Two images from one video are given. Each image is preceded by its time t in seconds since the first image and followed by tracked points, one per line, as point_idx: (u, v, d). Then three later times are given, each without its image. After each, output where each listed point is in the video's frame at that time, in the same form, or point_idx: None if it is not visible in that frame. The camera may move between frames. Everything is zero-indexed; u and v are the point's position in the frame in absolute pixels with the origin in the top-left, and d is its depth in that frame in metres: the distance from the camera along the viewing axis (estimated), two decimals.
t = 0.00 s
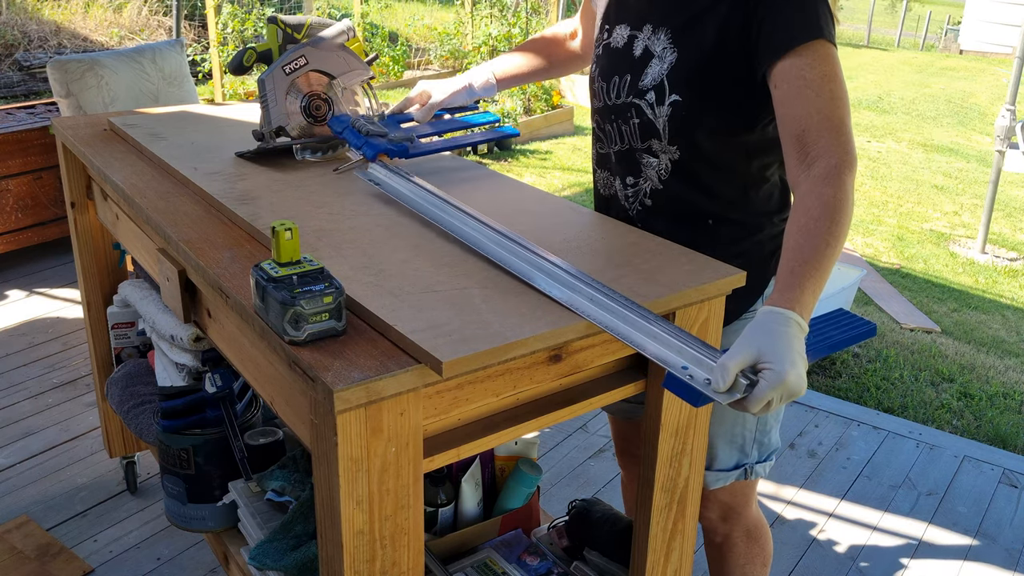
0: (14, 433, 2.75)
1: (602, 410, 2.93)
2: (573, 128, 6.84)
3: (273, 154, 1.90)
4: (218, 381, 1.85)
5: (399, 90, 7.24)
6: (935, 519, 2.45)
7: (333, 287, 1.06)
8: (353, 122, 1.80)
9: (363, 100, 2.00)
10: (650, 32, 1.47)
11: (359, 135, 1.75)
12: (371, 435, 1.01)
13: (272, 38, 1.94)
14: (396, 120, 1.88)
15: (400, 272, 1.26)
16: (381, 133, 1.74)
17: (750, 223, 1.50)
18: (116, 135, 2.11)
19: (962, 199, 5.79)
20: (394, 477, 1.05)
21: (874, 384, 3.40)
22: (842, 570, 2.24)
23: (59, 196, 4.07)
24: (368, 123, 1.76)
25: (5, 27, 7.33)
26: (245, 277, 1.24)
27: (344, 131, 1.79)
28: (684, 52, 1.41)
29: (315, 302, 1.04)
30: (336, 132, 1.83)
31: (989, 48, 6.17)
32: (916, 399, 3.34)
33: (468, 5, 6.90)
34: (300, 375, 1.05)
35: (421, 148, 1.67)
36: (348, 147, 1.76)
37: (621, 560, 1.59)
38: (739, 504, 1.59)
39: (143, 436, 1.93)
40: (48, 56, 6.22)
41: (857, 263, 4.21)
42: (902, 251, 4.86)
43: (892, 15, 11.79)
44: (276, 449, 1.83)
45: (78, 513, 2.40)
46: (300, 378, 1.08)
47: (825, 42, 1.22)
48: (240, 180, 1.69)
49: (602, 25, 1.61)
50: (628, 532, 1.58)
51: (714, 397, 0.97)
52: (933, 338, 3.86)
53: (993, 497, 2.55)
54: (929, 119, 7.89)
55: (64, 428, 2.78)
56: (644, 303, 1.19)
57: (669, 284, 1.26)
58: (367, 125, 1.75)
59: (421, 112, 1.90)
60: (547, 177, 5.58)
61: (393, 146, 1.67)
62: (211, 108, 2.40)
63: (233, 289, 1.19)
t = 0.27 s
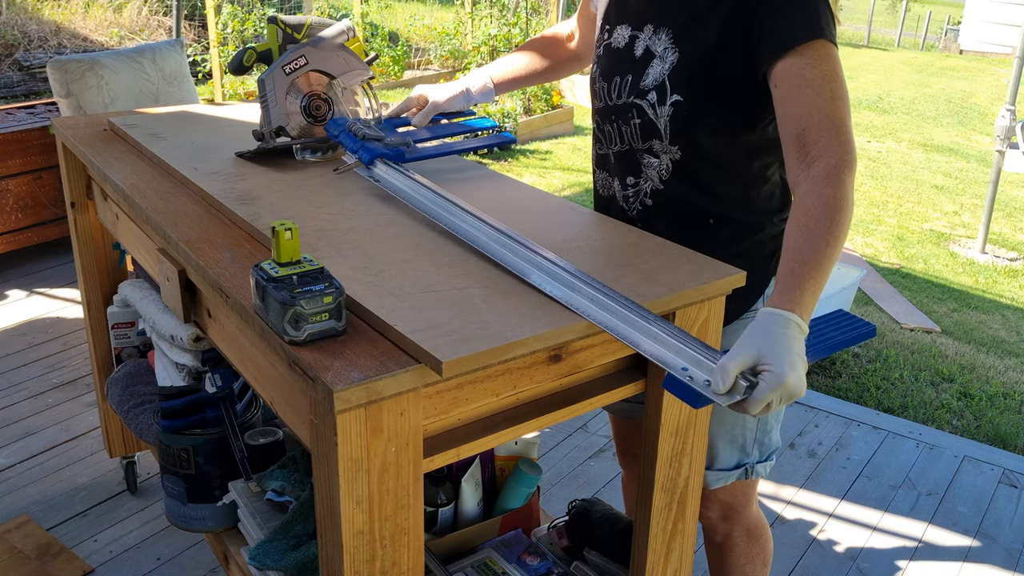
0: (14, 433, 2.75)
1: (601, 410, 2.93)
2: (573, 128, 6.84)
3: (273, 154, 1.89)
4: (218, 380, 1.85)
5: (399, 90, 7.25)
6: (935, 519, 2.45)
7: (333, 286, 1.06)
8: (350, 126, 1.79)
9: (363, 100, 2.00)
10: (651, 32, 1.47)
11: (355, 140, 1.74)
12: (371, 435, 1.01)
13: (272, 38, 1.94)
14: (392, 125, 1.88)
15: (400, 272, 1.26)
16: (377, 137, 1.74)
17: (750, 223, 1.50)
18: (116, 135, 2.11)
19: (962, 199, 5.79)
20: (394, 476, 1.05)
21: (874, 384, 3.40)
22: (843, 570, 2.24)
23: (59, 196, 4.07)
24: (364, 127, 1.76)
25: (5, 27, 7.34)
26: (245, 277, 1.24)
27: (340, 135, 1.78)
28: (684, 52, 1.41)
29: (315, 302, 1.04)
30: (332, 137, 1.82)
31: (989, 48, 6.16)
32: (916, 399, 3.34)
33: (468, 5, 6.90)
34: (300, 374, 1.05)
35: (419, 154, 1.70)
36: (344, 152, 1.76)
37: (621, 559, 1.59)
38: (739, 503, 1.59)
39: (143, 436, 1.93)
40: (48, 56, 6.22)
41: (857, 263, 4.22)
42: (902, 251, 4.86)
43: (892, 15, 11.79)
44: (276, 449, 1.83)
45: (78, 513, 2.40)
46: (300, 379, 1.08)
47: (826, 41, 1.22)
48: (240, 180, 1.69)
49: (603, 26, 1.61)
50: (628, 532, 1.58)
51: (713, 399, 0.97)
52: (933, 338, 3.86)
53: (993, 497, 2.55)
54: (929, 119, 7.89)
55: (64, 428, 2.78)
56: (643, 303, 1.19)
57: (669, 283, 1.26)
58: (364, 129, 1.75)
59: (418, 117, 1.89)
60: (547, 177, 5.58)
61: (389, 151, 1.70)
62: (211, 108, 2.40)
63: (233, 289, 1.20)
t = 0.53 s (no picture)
0: (13, 433, 2.75)
1: (601, 410, 2.93)
2: (573, 128, 6.84)
3: (272, 154, 1.89)
4: (218, 381, 1.85)
5: (399, 90, 7.24)
6: (935, 519, 2.45)
7: (333, 287, 1.06)
8: (352, 130, 1.82)
9: (363, 99, 2.00)
10: (650, 31, 1.47)
11: (359, 142, 1.77)
12: (371, 435, 1.01)
13: (272, 38, 1.94)
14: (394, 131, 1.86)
15: (400, 272, 1.26)
16: (381, 137, 1.77)
17: (750, 223, 1.50)
18: (116, 135, 2.10)
19: (962, 199, 5.79)
20: (394, 477, 1.05)
21: (874, 384, 3.40)
22: (843, 570, 2.24)
23: (59, 196, 4.07)
24: (367, 130, 1.80)
25: (5, 27, 7.34)
26: (245, 277, 1.24)
27: (343, 140, 1.81)
28: (684, 51, 1.41)
29: (315, 302, 1.04)
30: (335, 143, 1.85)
31: (989, 48, 6.16)
32: (916, 399, 3.34)
33: (468, 5, 6.90)
34: (300, 374, 1.05)
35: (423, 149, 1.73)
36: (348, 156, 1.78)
37: (621, 559, 1.59)
38: (739, 503, 1.59)
39: (143, 436, 1.93)
40: (48, 56, 6.22)
41: (857, 263, 4.21)
42: (902, 251, 4.86)
43: (892, 15, 11.79)
44: (276, 449, 1.83)
45: (78, 513, 2.40)
46: (300, 379, 1.08)
47: (825, 39, 1.22)
48: (240, 180, 1.69)
49: (602, 25, 1.61)
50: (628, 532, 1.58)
51: (713, 403, 0.97)
52: (933, 338, 3.86)
53: (994, 497, 2.55)
54: (928, 119, 7.89)
55: (64, 428, 2.78)
56: (643, 303, 1.19)
57: (669, 283, 1.26)
58: (366, 131, 1.79)
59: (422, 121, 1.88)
60: (547, 177, 5.57)
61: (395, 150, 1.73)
62: (211, 108, 2.40)
63: (233, 289, 1.19)
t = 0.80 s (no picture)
0: (13, 433, 2.75)
1: (601, 410, 2.93)
2: (573, 128, 6.85)
3: (272, 154, 1.89)
4: (218, 380, 1.85)
5: (399, 91, 7.25)
6: (935, 519, 2.45)
7: (333, 287, 1.06)
8: (353, 146, 1.74)
9: (363, 100, 2.00)
10: (651, 30, 1.47)
11: (363, 160, 1.69)
12: (371, 435, 1.01)
13: (272, 38, 1.94)
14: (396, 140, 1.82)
15: (400, 272, 1.26)
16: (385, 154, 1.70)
17: (750, 222, 1.50)
18: (116, 135, 2.11)
19: (962, 199, 5.79)
20: (394, 477, 1.05)
21: (874, 384, 3.40)
22: (843, 570, 2.24)
23: (59, 196, 4.07)
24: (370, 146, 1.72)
25: (5, 27, 7.34)
26: (245, 277, 1.24)
27: (345, 157, 1.73)
28: (685, 50, 1.41)
29: (315, 302, 1.04)
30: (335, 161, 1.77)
31: (989, 48, 6.16)
32: (916, 399, 3.34)
33: (468, 5, 6.90)
34: (300, 374, 1.05)
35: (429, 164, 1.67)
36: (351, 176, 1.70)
37: (621, 559, 1.59)
38: (740, 503, 1.59)
39: (143, 436, 1.93)
40: (48, 56, 6.22)
41: (857, 263, 4.22)
42: (902, 251, 4.86)
43: (892, 15, 11.79)
44: (276, 449, 1.83)
45: (78, 513, 2.40)
46: (299, 379, 1.07)
47: (827, 36, 1.22)
48: (240, 180, 1.69)
49: (603, 25, 1.61)
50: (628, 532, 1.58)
51: (715, 395, 0.97)
52: (933, 338, 3.86)
53: (994, 497, 2.55)
54: (928, 119, 7.89)
55: (64, 428, 2.78)
56: (643, 304, 1.19)
57: (669, 284, 1.26)
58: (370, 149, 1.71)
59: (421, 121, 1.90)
60: (547, 177, 5.58)
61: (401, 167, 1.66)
62: (211, 108, 2.40)
63: (233, 289, 1.19)
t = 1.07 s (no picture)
0: (13, 433, 2.75)
1: (601, 410, 2.93)
2: (573, 128, 6.85)
3: (272, 154, 1.89)
4: (218, 380, 1.85)
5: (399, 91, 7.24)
6: (935, 519, 2.45)
7: (333, 287, 1.06)
8: (355, 147, 1.74)
9: (363, 100, 2.00)
10: (653, 28, 1.47)
11: (363, 160, 1.69)
12: (371, 435, 1.01)
13: (272, 38, 1.94)
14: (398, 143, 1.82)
15: (400, 272, 1.26)
16: (385, 155, 1.70)
17: (751, 221, 1.50)
18: (116, 135, 2.10)
19: (962, 199, 5.79)
20: (394, 477, 1.05)
21: (874, 384, 3.40)
22: (843, 570, 2.24)
23: (59, 196, 4.07)
24: (371, 147, 1.72)
25: (5, 27, 7.34)
26: (245, 277, 1.24)
27: (347, 157, 1.73)
28: (687, 48, 1.41)
29: (315, 302, 1.04)
30: (336, 162, 1.77)
31: (989, 48, 6.16)
32: (916, 399, 3.34)
33: (468, 5, 6.90)
34: (300, 374, 1.05)
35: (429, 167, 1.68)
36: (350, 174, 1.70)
37: (622, 559, 1.59)
38: (740, 503, 1.59)
39: (143, 436, 1.93)
40: (48, 56, 6.21)
41: (857, 263, 4.21)
42: (902, 251, 4.86)
43: (892, 15, 11.79)
44: (276, 449, 1.83)
45: (78, 513, 2.40)
46: (299, 379, 1.07)
47: (827, 35, 1.22)
48: (240, 180, 1.69)
49: (605, 23, 1.61)
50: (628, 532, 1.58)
51: (716, 396, 0.97)
52: (934, 338, 3.86)
53: (994, 497, 2.55)
54: (928, 119, 7.89)
55: (64, 428, 2.78)
56: (643, 303, 1.19)
57: (669, 283, 1.26)
58: (370, 149, 1.71)
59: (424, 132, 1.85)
60: (547, 177, 5.58)
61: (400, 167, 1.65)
62: (211, 108, 2.40)
63: (233, 289, 1.19)
